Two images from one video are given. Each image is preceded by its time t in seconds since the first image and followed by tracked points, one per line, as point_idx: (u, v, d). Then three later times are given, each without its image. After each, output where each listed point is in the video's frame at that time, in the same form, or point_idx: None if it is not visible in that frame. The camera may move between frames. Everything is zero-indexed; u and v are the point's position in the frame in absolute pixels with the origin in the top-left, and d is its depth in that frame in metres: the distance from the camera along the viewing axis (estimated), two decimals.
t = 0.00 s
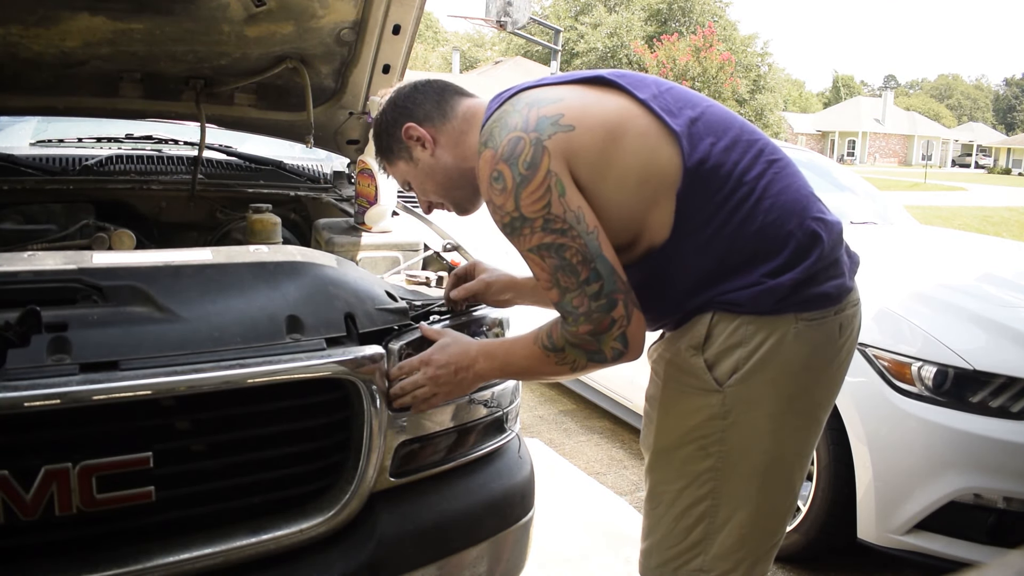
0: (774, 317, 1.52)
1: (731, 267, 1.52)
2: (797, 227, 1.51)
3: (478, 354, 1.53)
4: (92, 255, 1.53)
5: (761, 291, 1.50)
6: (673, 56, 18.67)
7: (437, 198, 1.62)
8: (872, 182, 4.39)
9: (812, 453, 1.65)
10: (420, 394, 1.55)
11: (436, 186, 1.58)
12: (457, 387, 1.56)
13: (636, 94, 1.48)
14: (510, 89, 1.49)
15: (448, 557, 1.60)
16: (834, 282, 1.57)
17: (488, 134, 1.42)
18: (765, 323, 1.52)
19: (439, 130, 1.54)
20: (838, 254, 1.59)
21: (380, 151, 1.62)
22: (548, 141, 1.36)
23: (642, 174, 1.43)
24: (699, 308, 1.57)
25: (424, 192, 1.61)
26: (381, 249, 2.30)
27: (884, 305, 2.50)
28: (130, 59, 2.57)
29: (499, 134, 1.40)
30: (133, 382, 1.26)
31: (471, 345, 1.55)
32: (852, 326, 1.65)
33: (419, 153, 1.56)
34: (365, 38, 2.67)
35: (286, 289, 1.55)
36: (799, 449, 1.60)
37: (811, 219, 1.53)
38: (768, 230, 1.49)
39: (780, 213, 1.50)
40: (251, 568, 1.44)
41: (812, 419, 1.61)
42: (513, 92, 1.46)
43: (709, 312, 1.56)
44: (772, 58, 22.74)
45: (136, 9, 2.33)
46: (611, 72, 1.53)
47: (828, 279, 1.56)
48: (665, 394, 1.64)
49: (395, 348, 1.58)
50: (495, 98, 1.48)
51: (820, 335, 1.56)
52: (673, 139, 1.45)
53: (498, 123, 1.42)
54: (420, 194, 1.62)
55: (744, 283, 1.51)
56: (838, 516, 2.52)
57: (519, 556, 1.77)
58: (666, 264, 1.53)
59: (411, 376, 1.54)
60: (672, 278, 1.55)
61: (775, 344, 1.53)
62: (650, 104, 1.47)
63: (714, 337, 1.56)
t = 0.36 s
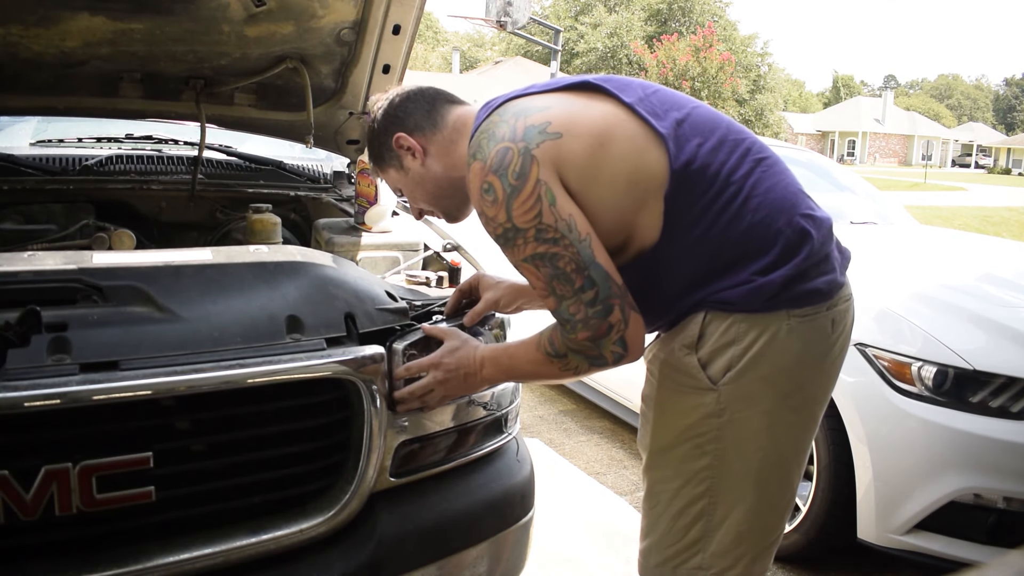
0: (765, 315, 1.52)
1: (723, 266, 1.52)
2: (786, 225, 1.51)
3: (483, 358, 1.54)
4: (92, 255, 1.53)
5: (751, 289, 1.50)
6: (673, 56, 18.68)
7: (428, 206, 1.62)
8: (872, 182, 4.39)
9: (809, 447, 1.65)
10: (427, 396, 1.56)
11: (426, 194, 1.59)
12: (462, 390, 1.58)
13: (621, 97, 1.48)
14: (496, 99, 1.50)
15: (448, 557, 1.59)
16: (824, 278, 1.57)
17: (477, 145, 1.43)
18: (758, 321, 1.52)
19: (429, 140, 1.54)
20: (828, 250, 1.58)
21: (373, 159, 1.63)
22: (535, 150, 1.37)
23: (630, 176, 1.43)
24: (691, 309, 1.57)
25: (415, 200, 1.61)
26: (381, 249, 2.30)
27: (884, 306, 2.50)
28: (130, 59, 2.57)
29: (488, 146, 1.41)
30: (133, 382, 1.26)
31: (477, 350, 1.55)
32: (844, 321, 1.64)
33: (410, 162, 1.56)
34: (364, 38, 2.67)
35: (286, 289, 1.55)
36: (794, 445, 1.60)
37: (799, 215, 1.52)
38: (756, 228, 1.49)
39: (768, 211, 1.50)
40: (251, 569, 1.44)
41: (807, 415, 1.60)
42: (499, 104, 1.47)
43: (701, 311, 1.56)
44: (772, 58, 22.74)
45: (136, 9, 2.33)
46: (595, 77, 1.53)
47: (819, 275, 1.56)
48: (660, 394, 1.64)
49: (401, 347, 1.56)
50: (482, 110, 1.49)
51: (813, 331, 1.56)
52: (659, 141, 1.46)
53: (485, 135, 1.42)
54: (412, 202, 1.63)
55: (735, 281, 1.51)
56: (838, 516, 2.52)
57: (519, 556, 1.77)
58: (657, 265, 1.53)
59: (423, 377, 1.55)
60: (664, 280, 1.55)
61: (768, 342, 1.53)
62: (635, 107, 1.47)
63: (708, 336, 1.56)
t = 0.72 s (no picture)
0: (762, 313, 1.53)
1: (720, 264, 1.52)
2: (782, 223, 1.51)
3: (480, 358, 1.53)
4: (93, 255, 1.53)
5: (748, 287, 1.50)
6: (673, 57, 18.68)
7: (429, 210, 1.62)
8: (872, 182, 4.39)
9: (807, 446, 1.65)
10: (422, 395, 1.56)
11: (426, 198, 1.58)
12: (459, 389, 1.57)
13: (617, 96, 1.49)
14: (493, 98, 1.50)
15: (448, 557, 1.60)
16: (821, 276, 1.57)
17: (473, 142, 1.43)
18: (755, 319, 1.53)
19: (425, 142, 1.54)
20: (824, 248, 1.59)
21: (372, 168, 1.63)
22: (532, 145, 1.37)
23: (627, 174, 1.44)
24: (689, 308, 1.57)
25: (415, 205, 1.61)
26: (381, 249, 2.30)
27: (883, 306, 2.50)
28: (131, 59, 2.58)
29: (484, 143, 1.41)
30: (133, 382, 1.26)
31: (475, 349, 1.55)
32: (840, 320, 1.65)
33: (408, 165, 1.56)
34: (365, 39, 2.68)
35: (287, 289, 1.56)
36: (793, 443, 1.60)
37: (796, 214, 1.53)
38: (753, 227, 1.50)
39: (765, 209, 1.50)
40: (251, 568, 1.44)
41: (805, 413, 1.61)
42: (496, 101, 1.47)
43: (699, 311, 1.56)
44: (772, 58, 22.76)
45: (137, 9, 2.33)
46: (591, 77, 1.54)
47: (816, 273, 1.56)
48: (657, 393, 1.65)
49: (396, 347, 1.57)
50: (478, 110, 1.50)
51: (810, 330, 1.56)
52: (657, 139, 1.46)
53: (482, 131, 1.43)
54: (413, 207, 1.62)
55: (732, 280, 1.52)
56: (837, 516, 2.53)
57: (519, 555, 1.77)
58: (655, 264, 1.54)
59: (416, 378, 1.55)
60: (661, 279, 1.55)
61: (765, 340, 1.53)
62: (631, 106, 1.48)
63: (705, 334, 1.56)
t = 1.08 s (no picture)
0: (771, 319, 1.52)
1: (728, 268, 1.51)
2: (792, 227, 1.50)
3: (484, 361, 1.55)
4: (92, 255, 1.52)
5: (757, 292, 1.49)
6: (673, 56, 18.66)
7: (446, 213, 1.60)
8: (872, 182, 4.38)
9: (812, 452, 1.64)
10: (428, 399, 1.56)
11: (439, 202, 1.56)
12: (464, 391, 1.58)
13: (625, 97, 1.48)
14: (497, 98, 1.49)
15: (448, 557, 1.59)
16: (830, 281, 1.56)
17: (477, 147, 1.42)
18: (763, 325, 1.52)
19: (424, 146, 1.53)
20: (834, 253, 1.58)
21: (377, 184, 1.61)
22: (540, 153, 1.37)
23: (634, 177, 1.43)
24: (696, 312, 1.57)
25: (430, 212, 1.59)
26: (381, 249, 2.29)
27: (884, 306, 2.50)
28: (130, 59, 2.57)
29: (490, 147, 1.40)
30: (132, 382, 1.26)
31: (477, 352, 1.56)
32: (849, 325, 1.64)
33: (413, 174, 1.54)
34: (364, 38, 2.67)
35: (286, 289, 1.55)
36: (799, 451, 1.59)
37: (806, 218, 1.52)
38: (763, 231, 1.49)
39: (775, 213, 1.49)
40: (251, 569, 1.44)
41: (812, 420, 1.60)
42: (503, 102, 1.46)
43: (706, 315, 1.56)
44: (772, 58, 22.74)
45: (136, 8, 2.33)
46: (599, 77, 1.53)
47: (826, 279, 1.56)
48: (663, 396, 1.65)
49: (399, 347, 1.57)
50: (482, 110, 1.49)
51: (818, 336, 1.55)
52: (665, 142, 1.45)
53: (488, 135, 1.42)
54: (428, 214, 1.60)
55: (741, 284, 1.51)
56: (838, 516, 2.52)
57: (519, 556, 1.77)
58: (662, 267, 1.53)
59: (416, 387, 1.54)
60: (668, 282, 1.55)
61: (772, 346, 1.52)
62: (640, 107, 1.47)
63: (712, 339, 1.56)
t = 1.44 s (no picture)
0: (770, 324, 1.51)
1: (727, 270, 1.51)
2: (794, 232, 1.49)
3: (488, 369, 1.53)
4: (92, 255, 1.52)
5: (755, 296, 1.49)
6: (673, 56, 18.65)
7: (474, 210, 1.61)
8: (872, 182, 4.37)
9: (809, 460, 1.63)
10: (431, 400, 1.57)
11: (463, 200, 1.58)
12: (466, 400, 1.57)
13: (628, 95, 1.48)
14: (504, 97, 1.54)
15: (448, 558, 1.59)
16: (833, 289, 1.55)
17: (478, 142, 1.47)
18: (760, 330, 1.51)
19: (443, 149, 1.55)
20: (838, 259, 1.56)
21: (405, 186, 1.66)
22: (532, 144, 1.40)
23: (632, 176, 1.43)
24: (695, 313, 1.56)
25: (459, 209, 1.61)
26: (381, 249, 2.28)
27: (885, 306, 2.49)
28: (130, 58, 2.57)
29: (487, 141, 1.45)
30: (132, 382, 1.26)
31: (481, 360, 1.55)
32: (852, 335, 1.63)
33: (434, 176, 1.57)
34: (364, 38, 2.67)
35: (286, 289, 1.54)
36: (795, 458, 1.59)
37: (810, 223, 1.50)
38: (763, 235, 1.48)
39: (776, 217, 1.48)
40: (251, 569, 1.44)
41: (809, 428, 1.59)
42: (506, 100, 1.51)
43: (704, 318, 1.55)
44: (773, 58, 22.73)
45: (136, 8, 2.33)
46: (604, 75, 1.54)
47: (828, 286, 1.55)
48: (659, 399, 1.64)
49: (396, 347, 1.56)
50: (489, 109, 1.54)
51: (817, 343, 1.55)
52: (666, 143, 1.45)
53: (487, 130, 1.47)
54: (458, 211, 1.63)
55: (739, 288, 1.50)
56: (839, 516, 2.52)
57: (519, 556, 1.76)
58: (661, 266, 1.54)
59: (428, 381, 1.56)
60: (666, 280, 1.55)
61: (770, 351, 1.52)
62: (642, 106, 1.47)
63: (709, 343, 1.55)
